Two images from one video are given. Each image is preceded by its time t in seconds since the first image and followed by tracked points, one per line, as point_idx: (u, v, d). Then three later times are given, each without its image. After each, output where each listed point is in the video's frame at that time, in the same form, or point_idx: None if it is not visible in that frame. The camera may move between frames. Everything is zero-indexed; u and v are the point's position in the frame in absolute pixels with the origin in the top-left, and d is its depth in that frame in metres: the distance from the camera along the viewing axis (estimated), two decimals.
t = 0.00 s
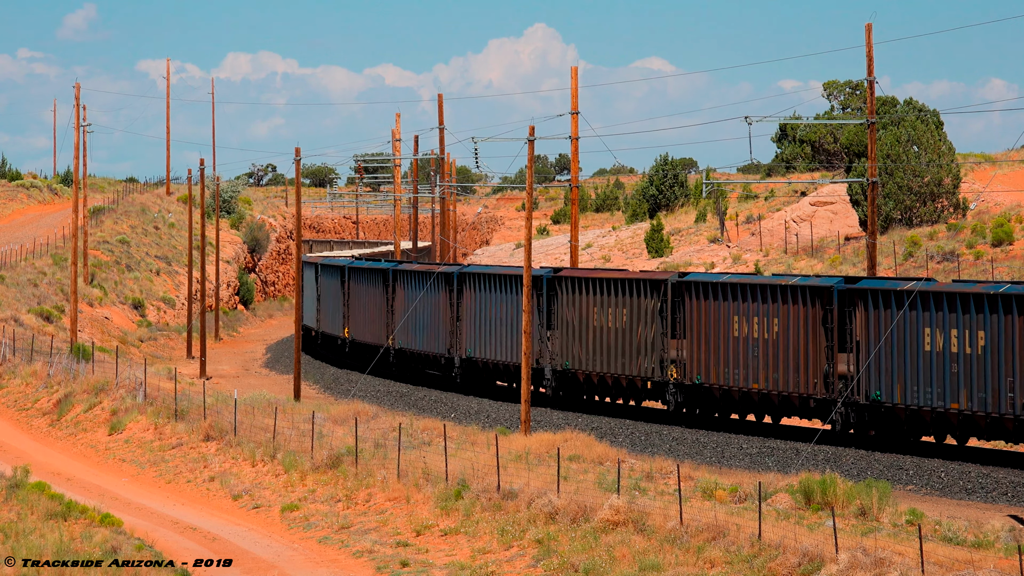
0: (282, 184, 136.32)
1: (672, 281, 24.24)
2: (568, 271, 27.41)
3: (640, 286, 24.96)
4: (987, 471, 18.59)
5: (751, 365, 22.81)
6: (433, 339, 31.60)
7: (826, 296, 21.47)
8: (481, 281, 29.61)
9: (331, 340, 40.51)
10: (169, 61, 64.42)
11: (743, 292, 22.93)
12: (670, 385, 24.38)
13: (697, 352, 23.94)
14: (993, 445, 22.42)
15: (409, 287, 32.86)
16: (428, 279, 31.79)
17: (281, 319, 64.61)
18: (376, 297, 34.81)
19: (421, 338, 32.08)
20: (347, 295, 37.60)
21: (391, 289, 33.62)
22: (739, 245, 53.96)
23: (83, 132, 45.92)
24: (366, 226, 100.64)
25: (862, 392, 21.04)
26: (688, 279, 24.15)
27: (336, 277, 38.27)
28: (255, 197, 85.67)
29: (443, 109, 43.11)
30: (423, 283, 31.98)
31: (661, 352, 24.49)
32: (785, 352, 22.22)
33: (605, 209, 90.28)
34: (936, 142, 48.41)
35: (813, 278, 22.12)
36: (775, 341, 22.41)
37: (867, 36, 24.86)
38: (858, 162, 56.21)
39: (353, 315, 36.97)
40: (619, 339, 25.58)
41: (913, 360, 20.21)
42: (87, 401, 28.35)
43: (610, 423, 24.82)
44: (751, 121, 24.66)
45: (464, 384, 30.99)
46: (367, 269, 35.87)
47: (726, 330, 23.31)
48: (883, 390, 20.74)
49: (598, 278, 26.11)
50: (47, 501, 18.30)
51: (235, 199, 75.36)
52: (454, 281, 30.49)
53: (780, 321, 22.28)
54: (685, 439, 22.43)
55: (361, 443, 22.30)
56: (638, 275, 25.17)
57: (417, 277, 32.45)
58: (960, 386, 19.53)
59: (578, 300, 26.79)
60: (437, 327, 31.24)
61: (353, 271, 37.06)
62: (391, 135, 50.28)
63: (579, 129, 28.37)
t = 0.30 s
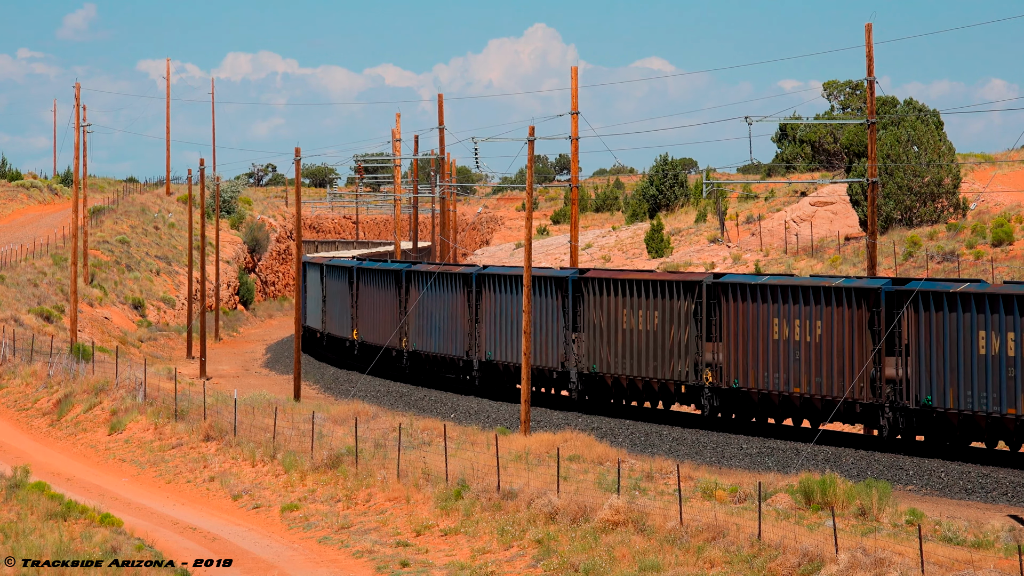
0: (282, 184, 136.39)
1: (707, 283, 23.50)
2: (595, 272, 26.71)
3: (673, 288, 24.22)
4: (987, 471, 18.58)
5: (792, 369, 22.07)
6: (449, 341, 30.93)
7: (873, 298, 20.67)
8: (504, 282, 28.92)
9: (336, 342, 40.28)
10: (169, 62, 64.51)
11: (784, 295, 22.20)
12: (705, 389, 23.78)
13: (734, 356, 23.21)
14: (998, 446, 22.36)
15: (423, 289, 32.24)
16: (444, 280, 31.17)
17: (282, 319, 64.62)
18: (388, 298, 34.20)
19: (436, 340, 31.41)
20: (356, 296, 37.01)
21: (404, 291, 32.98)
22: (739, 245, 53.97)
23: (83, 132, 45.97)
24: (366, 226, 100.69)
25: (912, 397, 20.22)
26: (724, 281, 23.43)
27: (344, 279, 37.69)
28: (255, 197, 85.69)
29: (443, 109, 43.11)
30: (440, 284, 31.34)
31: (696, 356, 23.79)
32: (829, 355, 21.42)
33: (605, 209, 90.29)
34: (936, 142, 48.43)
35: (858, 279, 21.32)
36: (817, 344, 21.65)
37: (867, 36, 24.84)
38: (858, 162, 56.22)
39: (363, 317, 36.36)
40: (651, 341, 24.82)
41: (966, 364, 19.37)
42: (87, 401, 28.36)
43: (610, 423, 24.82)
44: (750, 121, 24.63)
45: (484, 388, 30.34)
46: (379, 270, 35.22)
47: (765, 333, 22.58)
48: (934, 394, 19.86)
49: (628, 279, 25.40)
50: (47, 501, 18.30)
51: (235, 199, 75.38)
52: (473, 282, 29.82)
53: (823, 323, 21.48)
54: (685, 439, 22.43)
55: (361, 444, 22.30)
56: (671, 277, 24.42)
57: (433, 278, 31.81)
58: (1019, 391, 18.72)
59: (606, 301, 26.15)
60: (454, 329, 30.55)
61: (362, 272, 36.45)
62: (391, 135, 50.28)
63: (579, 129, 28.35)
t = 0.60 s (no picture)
0: (282, 184, 136.46)
1: (745, 284, 22.58)
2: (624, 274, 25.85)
3: (709, 289, 23.33)
4: (987, 471, 18.57)
5: (836, 372, 21.20)
6: (467, 342, 30.21)
7: (924, 300, 19.72)
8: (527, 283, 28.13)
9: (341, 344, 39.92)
10: (169, 62, 64.59)
11: (827, 296, 21.30)
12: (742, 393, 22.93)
13: (773, 359, 22.36)
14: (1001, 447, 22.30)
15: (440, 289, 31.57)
16: (462, 281, 30.51)
17: (282, 319, 64.61)
18: (401, 300, 33.53)
19: (453, 343, 30.74)
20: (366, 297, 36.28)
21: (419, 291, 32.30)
22: (739, 245, 53.98)
23: (84, 132, 46.02)
24: (366, 226, 100.72)
25: (965, 401, 19.28)
26: (762, 282, 22.51)
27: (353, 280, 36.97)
28: (255, 197, 85.67)
29: (443, 109, 43.11)
30: (457, 285, 30.67)
31: (733, 358, 22.95)
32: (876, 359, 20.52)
33: (605, 209, 90.30)
34: (936, 142, 48.42)
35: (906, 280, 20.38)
36: (863, 348, 20.75)
37: (867, 36, 24.85)
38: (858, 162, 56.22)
39: (373, 318, 35.65)
40: (684, 344, 23.95)
41: None
42: (87, 401, 28.34)
43: (610, 423, 24.81)
44: (750, 121, 24.61)
45: (505, 391, 29.70)
46: (392, 271, 34.53)
47: (806, 336, 21.72)
48: (990, 399, 18.93)
49: (661, 281, 24.49)
50: (47, 501, 18.30)
51: (235, 199, 75.40)
52: (494, 283, 29.19)
53: (870, 327, 20.55)
54: (685, 440, 22.42)
55: (361, 443, 22.30)
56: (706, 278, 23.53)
57: (449, 279, 31.14)
58: None
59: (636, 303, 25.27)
60: (473, 331, 29.87)
61: (373, 272, 35.73)
62: (391, 135, 50.28)
63: (578, 129, 28.36)
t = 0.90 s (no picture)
0: (282, 184, 136.46)
1: (785, 285, 22.03)
2: (656, 275, 25.14)
3: (747, 291, 22.66)
4: (987, 471, 18.57)
5: (884, 376, 20.41)
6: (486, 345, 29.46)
7: (978, 301, 18.81)
8: (554, 285, 27.40)
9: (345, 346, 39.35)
10: (169, 63, 64.53)
11: (874, 298, 20.52)
12: (782, 397, 22.25)
13: (817, 363, 21.70)
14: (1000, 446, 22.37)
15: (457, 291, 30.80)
16: (481, 282, 29.77)
17: (282, 319, 64.61)
18: (416, 301, 32.67)
19: (472, 345, 30.00)
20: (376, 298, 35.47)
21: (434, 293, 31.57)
22: (739, 245, 53.98)
23: (84, 132, 46.01)
24: (366, 226, 100.72)
25: None
26: (804, 284, 21.89)
27: (364, 281, 36.05)
28: (255, 197, 85.68)
29: (443, 109, 43.14)
30: (476, 285, 29.90)
31: (773, 362, 22.25)
32: (927, 362, 19.68)
33: (605, 209, 90.29)
34: (936, 142, 48.42)
35: (960, 281, 19.50)
36: (912, 351, 19.94)
37: (867, 36, 24.88)
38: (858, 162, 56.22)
39: (386, 320, 34.77)
40: (721, 347, 23.22)
41: None
42: (87, 401, 28.35)
43: (610, 423, 24.83)
44: (750, 121, 24.61)
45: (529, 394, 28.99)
46: (406, 272, 33.65)
47: (853, 339, 20.99)
48: None
49: (696, 282, 23.76)
50: (47, 501, 18.30)
51: (235, 199, 75.42)
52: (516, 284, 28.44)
53: (921, 329, 19.74)
54: (685, 439, 22.44)
55: (361, 444, 22.30)
56: (745, 279, 22.84)
57: (468, 280, 30.36)
58: None
59: (670, 306, 24.46)
60: (492, 333, 29.13)
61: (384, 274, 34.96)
62: (391, 135, 50.29)
63: (579, 129, 28.38)
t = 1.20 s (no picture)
0: (282, 184, 136.47)
1: (828, 287, 21.25)
2: (688, 275, 24.44)
3: (788, 292, 21.97)
4: (987, 471, 18.57)
5: (934, 380, 19.81)
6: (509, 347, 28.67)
7: None
8: (580, 286, 26.61)
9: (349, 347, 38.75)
10: (169, 63, 64.43)
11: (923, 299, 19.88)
12: (825, 401, 21.52)
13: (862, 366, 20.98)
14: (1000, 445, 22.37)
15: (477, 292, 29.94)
16: (502, 282, 28.98)
17: (282, 319, 64.59)
18: (432, 301, 31.68)
19: (492, 346, 29.23)
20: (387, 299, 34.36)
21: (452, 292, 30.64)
22: (739, 245, 53.97)
23: (83, 132, 46.01)
24: (366, 226, 100.69)
25: None
26: (848, 285, 21.15)
27: (375, 282, 34.94)
28: (255, 197, 85.67)
29: (443, 109, 43.12)
30: (498, 286, 29.09)
31: (816, 365, 21.57)
32: (982, 366, 19.18)
33: (605, 209, 90.26)
34: (936, 142, 48.44)
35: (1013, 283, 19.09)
36: (967, 355, 19.36)
37: (867, 36, 24.87)
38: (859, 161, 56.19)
39: (398, 322, 33.68)
40: (762, 350, 22.52)
41: None
42: (87, 401, 28.34)
43: (611, 423, 24.84)
44: (751, 121, 24.59)
45: (553, 398, 28.22)
46: (420, 273, 32.61)
47: (900, 342, 20.31)
48: None
49: (732, 283, 23.05)
50: (47, 501, 18.30)
51: (235, 199, 75.40)
52: (539, 285, 27.69)
53: (975, 332, 19.21)
54: (685, 439, 22.43)
55: (361, 444, 22.30)
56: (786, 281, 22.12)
57: (488, 280, 29.51)
58: None
59: (705, 308, 23.75)
60: (514, 334, 28.39)
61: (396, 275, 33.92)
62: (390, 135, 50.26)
63: (579, 129, 28.36)
